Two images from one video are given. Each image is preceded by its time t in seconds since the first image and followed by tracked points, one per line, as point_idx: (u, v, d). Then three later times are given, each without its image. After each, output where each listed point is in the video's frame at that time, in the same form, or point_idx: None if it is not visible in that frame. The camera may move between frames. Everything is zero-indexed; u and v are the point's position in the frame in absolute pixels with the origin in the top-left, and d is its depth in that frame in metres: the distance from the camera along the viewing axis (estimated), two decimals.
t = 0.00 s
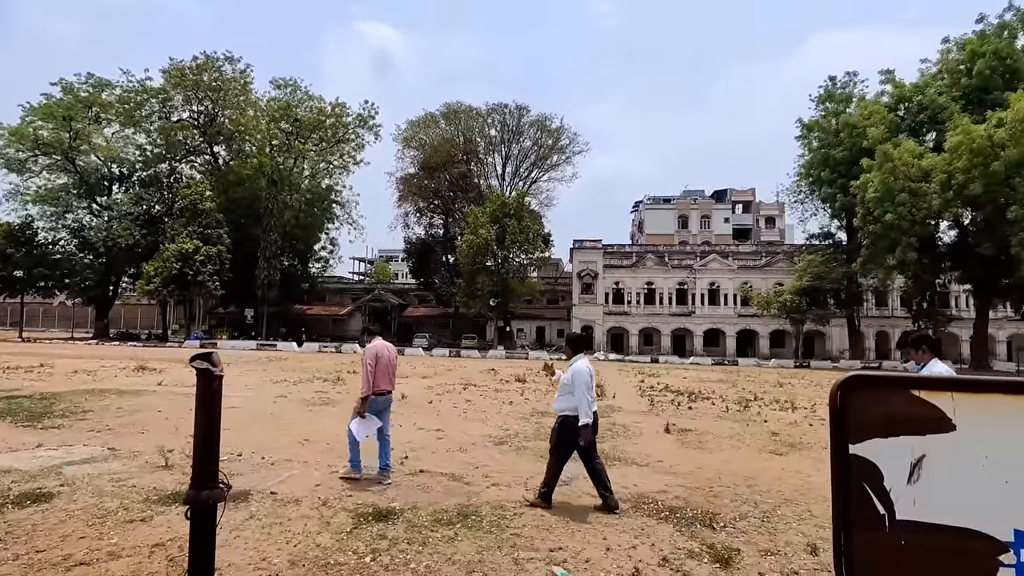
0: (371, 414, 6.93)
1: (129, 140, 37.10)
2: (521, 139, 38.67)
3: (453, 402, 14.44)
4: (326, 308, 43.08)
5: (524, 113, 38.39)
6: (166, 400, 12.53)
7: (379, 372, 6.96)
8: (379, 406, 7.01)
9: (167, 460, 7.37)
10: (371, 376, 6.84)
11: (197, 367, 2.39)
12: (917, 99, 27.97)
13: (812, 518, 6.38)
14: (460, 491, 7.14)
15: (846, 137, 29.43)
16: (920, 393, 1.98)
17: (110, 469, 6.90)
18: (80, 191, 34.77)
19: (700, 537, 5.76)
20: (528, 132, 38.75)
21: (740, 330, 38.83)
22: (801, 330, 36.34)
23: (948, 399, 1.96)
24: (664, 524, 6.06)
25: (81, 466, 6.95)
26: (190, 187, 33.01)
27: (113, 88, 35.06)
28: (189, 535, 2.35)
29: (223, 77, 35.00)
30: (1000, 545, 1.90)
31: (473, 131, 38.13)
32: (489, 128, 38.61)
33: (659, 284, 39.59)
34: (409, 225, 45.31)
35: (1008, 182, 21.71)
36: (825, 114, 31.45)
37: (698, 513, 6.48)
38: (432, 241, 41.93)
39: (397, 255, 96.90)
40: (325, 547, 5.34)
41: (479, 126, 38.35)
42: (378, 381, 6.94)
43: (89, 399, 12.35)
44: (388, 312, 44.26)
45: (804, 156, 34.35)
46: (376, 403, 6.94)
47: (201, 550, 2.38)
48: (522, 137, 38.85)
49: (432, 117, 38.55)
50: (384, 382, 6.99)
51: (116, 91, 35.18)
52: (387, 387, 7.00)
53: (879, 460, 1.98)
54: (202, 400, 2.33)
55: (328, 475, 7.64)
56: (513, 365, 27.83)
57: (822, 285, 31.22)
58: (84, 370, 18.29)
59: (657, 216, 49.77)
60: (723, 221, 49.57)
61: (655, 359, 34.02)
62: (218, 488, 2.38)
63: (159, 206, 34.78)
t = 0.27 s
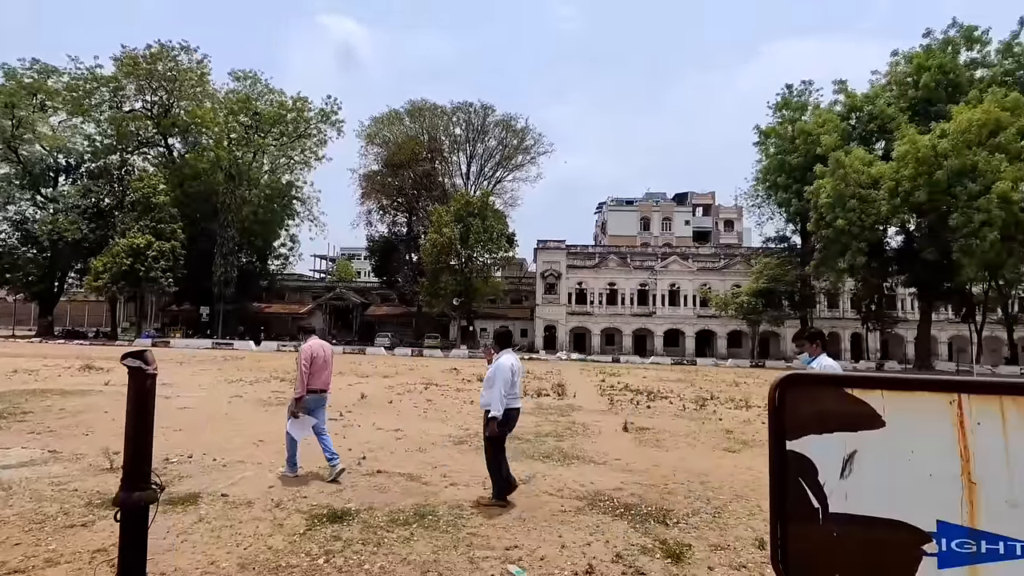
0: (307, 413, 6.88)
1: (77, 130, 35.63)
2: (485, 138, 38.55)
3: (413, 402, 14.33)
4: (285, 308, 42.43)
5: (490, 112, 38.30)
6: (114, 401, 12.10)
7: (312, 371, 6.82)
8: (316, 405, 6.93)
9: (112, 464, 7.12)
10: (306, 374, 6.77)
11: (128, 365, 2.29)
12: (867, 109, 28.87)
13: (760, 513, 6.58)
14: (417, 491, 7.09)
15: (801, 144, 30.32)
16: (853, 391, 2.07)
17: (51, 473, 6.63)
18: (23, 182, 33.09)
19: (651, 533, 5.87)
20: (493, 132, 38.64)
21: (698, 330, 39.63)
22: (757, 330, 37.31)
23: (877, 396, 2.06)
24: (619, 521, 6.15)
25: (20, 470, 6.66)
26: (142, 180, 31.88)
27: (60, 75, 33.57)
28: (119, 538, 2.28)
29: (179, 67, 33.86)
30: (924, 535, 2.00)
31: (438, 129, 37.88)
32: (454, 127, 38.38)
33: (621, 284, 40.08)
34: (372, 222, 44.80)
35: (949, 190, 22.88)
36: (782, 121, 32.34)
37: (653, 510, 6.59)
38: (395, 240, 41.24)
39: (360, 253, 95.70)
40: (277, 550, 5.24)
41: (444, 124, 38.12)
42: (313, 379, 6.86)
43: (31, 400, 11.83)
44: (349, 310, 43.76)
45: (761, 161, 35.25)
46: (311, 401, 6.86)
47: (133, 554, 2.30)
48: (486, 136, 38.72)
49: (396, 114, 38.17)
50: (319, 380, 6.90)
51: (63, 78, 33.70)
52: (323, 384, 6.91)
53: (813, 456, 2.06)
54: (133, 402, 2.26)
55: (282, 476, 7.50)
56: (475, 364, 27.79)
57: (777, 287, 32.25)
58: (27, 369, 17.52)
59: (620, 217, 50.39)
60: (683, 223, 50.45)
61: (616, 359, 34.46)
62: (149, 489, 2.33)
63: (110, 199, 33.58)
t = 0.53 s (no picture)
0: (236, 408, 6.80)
1: (21, 119, 34.07)
2: (450, 138, 38.25)
3: (373, 403, 14.17)
4: (243, 308, 41.86)
5: (455, 112, 38.04)
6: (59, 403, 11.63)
7: (243, 367, 6.79)
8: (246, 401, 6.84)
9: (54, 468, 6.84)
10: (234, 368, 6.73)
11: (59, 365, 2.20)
12: (821, 118, 29.82)
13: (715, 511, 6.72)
14: (375, 493, 7.02)
15: (759, 151, 31.11)
16: (794, 390, 2.15)
17: None
18: None
19: (608, 531, 5.94)
20: (458, 132, 38.33)
21: (659, 332, 40.27)
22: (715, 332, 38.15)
23: (817, 396, 2.15)
24: (576, 520, 6.20)
25: None
26: (92, 172, 30.38)
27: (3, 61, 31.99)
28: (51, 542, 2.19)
29: (132, 57, 32.54)
30: (857, 527, 2.08)
31: (402, 128, 37.47)
32: (418, 126, 37.91)
33: (584, 286, 40.45)
34: (334, 221, 44.20)
35: (896, 198, 23.93)
36: (740, 128, 33.13)
37: (611, 509, 6.67)
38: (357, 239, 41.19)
39: (321, 252, 94.17)
40: (228, 555, 5.12)
41: (408, 123, 37.73)
42: (242, 375, 6.78)
43: None
44: (310, 310, 43.15)
45: (721, 167, 36.03)
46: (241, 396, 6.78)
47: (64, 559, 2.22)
48: (451, 136, 38.37)
49: (360, 111, 37.61)
50: (252, 376, 6.81)
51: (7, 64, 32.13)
52: (255, 381, 6.80)
53: (755, 452, 2.13)
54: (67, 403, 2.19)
55: (235, 480, 7.32)
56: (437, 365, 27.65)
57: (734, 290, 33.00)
58: None
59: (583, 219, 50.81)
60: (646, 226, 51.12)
61: (578, 359, 34.76)
62: (83, 491, 2.25)
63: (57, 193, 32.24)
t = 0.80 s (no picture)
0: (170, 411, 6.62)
1: None
2: (414, 137, 37.76)
3: (332, 404, 13.94)
4: (197, 307, 41.05)
5: (419, 111, 37.64)
6: None
7: (176, 368, 6.66)
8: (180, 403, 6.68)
9: None
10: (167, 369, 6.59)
11: None
12: (778, 126, 30.67)
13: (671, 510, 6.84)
14: (331, 496, 6.91)
15: (718, 156, 31.78)
16: (742, 391, 2.21)
17: None
18: None
19: (566, 531, 5.99)
20: (422, 131, 37.83)
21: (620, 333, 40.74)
22: (674, 334, 38.86)
23: (761, 396, 2.21)
24: (535, 521, 6.23)
25: None
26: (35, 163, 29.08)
27: None
28: None
29: (81, 45, 31.18)
30: (797, 523, 2.15)
31: (365, 126, 36.93)
32: (381, 124, 37.37)
33: (547, 287, 40.67)
34: (293, 219, 43.43)
35: (846, 205, 24.84)
36: (700, 133, 33.77)
37: (570, 509, 6.71)
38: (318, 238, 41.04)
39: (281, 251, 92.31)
40: (175, 562, 4.97)
41: (371, 121, 37.20)
42: (177, 376, 6.64)
43: None
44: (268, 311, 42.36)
45: (681, 171, 36.68)
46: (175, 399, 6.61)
47: None
48: (415, 135, 37.87)
49: (322, 108, 36.91)
50: (187, 378, 6.66)
51: None
52: (191, 382, 6.66)
53: (703, 451, 2.17)
54: None
55: (185, 485, 7.10)
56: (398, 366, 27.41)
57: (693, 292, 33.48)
58: None
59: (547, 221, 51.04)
60: (608, 229, 51.62)
61: (541, 361, 34.92)
62: (8, 500, 2.14)
63: None
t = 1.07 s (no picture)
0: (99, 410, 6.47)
1: None
2: (378, 136, 37.21)
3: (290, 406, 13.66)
4: (150, 306, 39.80)
5: (383, 110, 37.14)
6: None
7: (108, 367, 6.52)
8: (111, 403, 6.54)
9: None
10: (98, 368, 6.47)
11: None
12: (737, 133, 31.41)
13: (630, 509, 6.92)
14: (287, 500, 6.77)
15: (679, 161, 32.37)
16: (692, 391, 2.26)
17: None
18: None
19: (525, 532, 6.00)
20: (386, 130, 37.31)
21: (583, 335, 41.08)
22: (636, 335, 39.41)
23: (712, 395, 2.26)
24: (494, 522, 6.22)
25: None
26: None
27: None
28: None
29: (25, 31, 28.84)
30: (745, 519, 2.21)
31: (327, 124, 36.29)
32: (344, 122, 36.76)
33: (511, 288, 40.73)
34: (252, 217, 42.58)
35: (801, 211, 25.63)
36: (662, 139, 34.32)
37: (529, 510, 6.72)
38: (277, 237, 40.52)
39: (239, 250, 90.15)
40: (120, 571, 4.80)
41: (334, 118, 36.57)
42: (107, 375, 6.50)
43: None
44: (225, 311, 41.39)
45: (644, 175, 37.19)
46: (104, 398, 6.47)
47: None
48: (379, 134, 37.32)
49: (282, 104, 36.08)
50: (118, 376, 6.54)
51: None
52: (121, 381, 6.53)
53: (655, 450, 2.20)
54: None
55: (133, 490, 6.86)
56: (359, 367, 27.04)
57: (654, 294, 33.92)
58: None
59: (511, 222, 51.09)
60: (572, 231, 51.98)
61: (504, 362, 34.94)
62: None
63: None
